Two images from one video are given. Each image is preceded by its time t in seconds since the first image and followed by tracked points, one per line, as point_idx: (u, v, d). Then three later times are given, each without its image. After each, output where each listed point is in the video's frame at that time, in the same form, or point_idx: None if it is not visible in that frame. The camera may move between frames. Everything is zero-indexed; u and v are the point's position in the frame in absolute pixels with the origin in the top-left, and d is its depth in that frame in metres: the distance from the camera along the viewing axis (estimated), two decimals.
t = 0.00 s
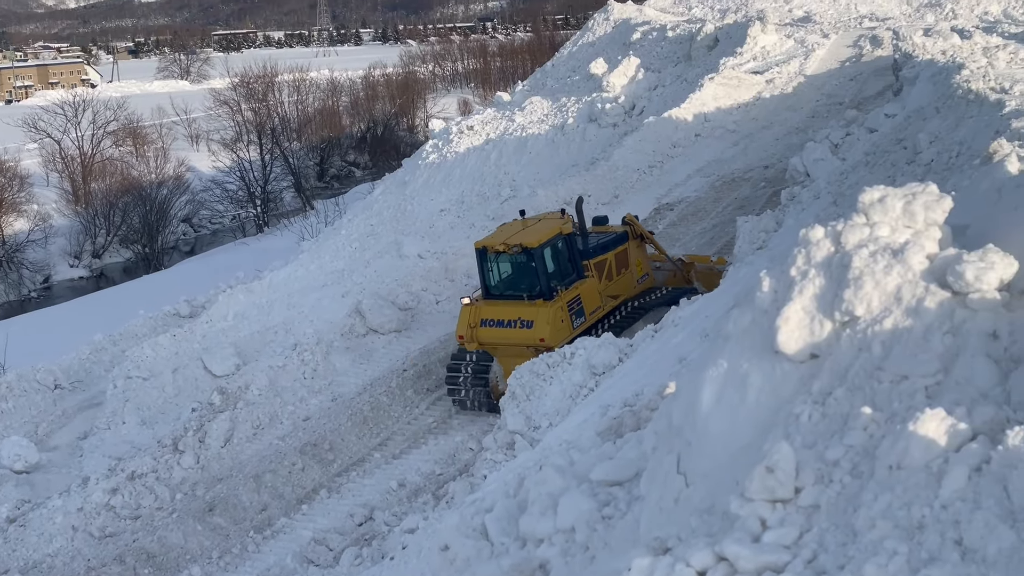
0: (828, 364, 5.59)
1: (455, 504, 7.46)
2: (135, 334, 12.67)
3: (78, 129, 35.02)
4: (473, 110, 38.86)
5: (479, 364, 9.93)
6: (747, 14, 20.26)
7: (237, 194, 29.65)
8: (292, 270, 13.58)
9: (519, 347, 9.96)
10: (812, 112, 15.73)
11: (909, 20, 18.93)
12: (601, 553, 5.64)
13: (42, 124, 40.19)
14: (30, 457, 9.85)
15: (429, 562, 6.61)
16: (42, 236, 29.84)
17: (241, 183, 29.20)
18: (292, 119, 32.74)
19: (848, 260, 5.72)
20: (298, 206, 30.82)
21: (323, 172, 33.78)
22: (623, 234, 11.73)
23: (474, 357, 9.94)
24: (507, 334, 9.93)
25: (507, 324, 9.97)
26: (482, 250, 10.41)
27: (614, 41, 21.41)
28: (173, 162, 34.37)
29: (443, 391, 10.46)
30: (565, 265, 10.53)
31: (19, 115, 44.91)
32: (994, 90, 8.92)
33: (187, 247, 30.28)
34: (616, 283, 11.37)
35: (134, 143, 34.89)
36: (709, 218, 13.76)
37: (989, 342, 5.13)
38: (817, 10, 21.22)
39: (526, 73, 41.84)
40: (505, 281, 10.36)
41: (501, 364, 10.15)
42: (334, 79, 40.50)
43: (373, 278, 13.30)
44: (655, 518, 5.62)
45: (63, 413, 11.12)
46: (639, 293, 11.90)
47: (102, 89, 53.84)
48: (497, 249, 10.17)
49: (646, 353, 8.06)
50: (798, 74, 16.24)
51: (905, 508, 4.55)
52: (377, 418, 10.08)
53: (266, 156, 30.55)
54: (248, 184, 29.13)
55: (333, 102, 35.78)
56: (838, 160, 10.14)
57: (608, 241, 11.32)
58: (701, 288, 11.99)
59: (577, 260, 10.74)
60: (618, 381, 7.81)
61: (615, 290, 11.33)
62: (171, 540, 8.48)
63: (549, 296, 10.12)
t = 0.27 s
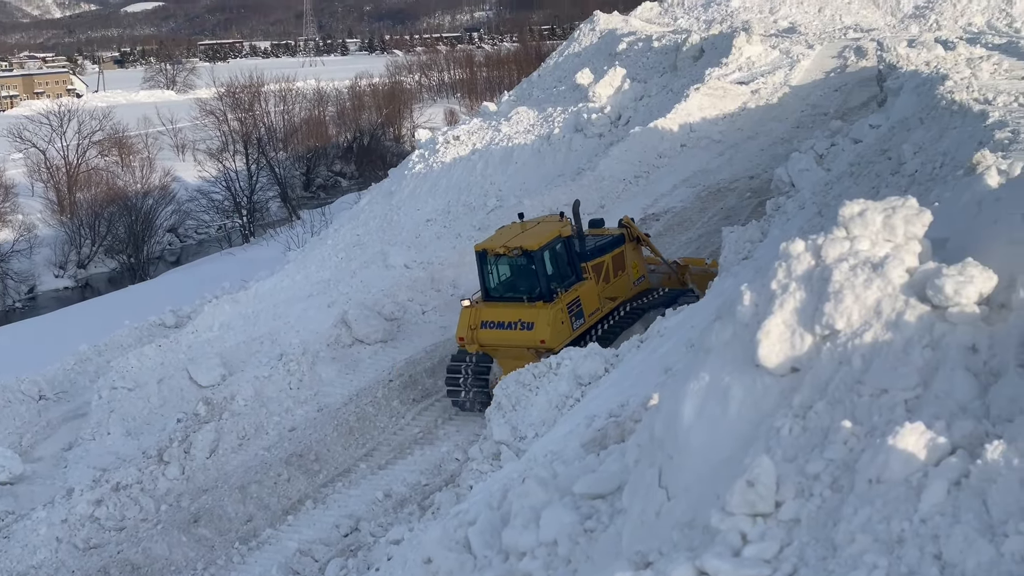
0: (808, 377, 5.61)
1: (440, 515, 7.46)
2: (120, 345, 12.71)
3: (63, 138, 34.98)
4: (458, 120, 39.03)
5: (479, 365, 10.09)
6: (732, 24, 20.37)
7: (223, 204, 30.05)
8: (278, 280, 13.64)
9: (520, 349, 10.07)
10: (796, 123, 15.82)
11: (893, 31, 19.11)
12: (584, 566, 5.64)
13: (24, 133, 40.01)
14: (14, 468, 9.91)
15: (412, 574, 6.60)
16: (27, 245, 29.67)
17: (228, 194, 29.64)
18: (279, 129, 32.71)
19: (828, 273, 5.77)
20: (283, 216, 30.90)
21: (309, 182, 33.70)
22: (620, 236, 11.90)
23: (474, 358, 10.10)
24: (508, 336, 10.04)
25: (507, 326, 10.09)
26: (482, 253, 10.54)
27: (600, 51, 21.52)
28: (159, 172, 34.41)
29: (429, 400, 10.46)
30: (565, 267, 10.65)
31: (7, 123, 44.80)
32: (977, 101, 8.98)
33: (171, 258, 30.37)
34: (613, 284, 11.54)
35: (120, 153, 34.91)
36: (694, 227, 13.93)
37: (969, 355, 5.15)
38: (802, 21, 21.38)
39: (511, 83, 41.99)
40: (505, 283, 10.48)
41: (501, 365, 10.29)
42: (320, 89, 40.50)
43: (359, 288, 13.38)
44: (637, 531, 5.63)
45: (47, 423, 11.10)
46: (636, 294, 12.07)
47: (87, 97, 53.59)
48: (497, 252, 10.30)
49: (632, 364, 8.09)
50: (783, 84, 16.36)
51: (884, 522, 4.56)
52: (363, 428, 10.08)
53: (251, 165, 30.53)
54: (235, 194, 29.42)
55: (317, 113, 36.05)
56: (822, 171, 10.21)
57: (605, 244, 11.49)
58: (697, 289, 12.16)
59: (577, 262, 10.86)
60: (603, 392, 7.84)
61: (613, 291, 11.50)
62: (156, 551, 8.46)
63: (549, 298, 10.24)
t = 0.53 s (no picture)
0: (793, 389, 5.62)
1: (427, 526, 7.43)
2: (107, 355, 12.68)
3: (49, 148, 34.86)
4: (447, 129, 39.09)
5: (480, 365, 10.22)
6: (719, 35, 20.45)
7: (210, 214, 29.88)
8: (265, 290, 13.62)
9: (521, 349, 10.26)
10: (785, 132, 16.11)
11: (879, 43, 19.25)
12: None
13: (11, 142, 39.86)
14: None
15: None
16: (12, 256, 29.53)
17: (215, 204, 29.23)
18: (265, 139, 32.50)
19: (812, 286, 5.77)
20: (270, 226, 30.68)
21: (297, 193, 33.67)
22: (619, 238, 12.08)
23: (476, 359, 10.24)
24: (509, 336, 10.22)
25: (508, 327, 10.26)
26: (484, 254, 10.67)
27: (588, 60, 21.60)
28: (145, 182, 34.31)
29: (418, 410, 10.43)
30: (565, 268, 10.82)
31: None
32: (962, 112, 9.04)
33: (158, 267, 30.18)
34: (612, 286, 11.72)
35: (106, 162, 34.83)
36: (682, 237, 13.94)
37: (952, 367, 5.16)
38: (788, 32, 21.54)
39: (499, 92, 42.05)
40: (506, 284, 10.64)
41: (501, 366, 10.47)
42: (308, 98, 40.47)
43: (347, 298, 13.40)
44: (622, 543, 5.64)
45: (32, 434, 11.04)
46: (633, 296, 12.25)
47: (73, 107, 53.39)
48: (499, 253, 10.44)
49: (619, 374, 8.09)
50: (770, 95, 16.49)
51: (868, 534, 4.57)
52: (350, 438, 10.05)
53: (240, 175, 30.44)
54: (221, 204, 29.08)
55: (305, 123, 36.03)
56: (808, 182, 10.27)
57: (604, 246, 11.66)
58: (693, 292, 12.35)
59: (576, 263, 11.04)
60: (590, 403, 7.85)
61: (611, 293, 11.68)
62: (142, 563, 8.42)
63: (549, 299, 10.42)
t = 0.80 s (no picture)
0: (782, 399, 5.61)
1: (416, 535, 7.40)
2: (95, 364, 12.63)
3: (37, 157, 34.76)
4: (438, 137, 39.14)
5: (482, 364, 10.26)
6: (707, 44, 20.55)
7: (199, 223, 29.83)
8: (254, 299, 13.59)
9: (524, 348, 10.38)
10: (772, 142, 16.08)
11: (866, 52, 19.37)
12: None
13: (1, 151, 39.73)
14: None
15: None
16: None
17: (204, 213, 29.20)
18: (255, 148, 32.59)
19: (800, 295, 5.77)
20: (259, 235, 30.53)
21: (285, 202, 33.73)
22: (617, 239, 12.21)
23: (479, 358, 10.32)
24: (512, 336, 10.34)
25: (511, 326, 10.38)
26: (486, 254, 10.80)
27: (578, 69, 21.66)
28: (134, 191, 34.18)
29: (407, 419, 10.39)
30: (566, 268, 10.95)
31: None
32: (949, 120, 9.08)
33: (147, 276, 30.01)
34: (612, 286, 11.84)
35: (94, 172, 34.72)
36: (671, 246, 13.96)
37: (940, 377, 5.17)
38: (777, 41, 21.66)
39: (488, 101, 42.11)
40: (508, 284, 10.76)
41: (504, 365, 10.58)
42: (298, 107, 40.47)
43: (336, 307, 13.39)
44: (611, 554, 5.63)
45: (20, 445, 10.97)
46: (632, 296, 12.36)
47: (62, 116, 53.19)
48: (502, 253, 10.57)
49: (608, 382, 8.09)
50: (758, 104, 16.59)
51: (857, 544, 4.57)
52: (339, 448, 10.02)
53: (229, 184, 30.40)
54: (210, 214, 29.02)
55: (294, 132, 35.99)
56: (797, 190, 10.31)
57: (603, 247, 11.79)
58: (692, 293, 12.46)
59: (577, 263, 11.18)
60: (579, 412, 7.83)
61: (611, 293, 11.80)
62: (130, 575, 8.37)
63: (551, 299, 10.54)
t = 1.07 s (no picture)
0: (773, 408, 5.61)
1: (407, 545, 7.36)
2: (84, 373, 12.58)
3: (28, 167, 34.66)
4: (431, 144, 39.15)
5: (485, 365, 10.34)
6: (698, 53, 20.61)
7: (190, 231, 29.81)
8: (245, 308, 13.55)
9: (528, 348, 10.36)
10: (763, 150, 16.10)
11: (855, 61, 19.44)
12: None
13: None
14: None
15: None
16: None
17: (194, 221, 29.21)
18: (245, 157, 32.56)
19: (791, 305, 5.76)
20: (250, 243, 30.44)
21: (276, 211, 33.69)
22: (616, 241, 12.25)
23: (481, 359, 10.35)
24: (516, 335, 10.33)
25: (514, 326, 10.37)
26: (488, 255, 10.79)
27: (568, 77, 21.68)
28: (124, 201, 34.08)
29: (398, 428, 10.35)
30: (568, 268, 10.96)
31: None
32: (939, 129, 9.11)
33: (137, 285, 29.93)
34: (612, 287, 11.86)
35: (85, 182, 34.65)
36: (663, 254, 13.96)
37: (931, 386, 5.16)
38: (767, 49, 21.74)
39: (479, 109, 42.13)
40: (511, 285, 10.75)
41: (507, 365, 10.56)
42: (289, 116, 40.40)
43: (327, 316, 13.37)
44: (602, 564, 5.60)
45: (9, 455, 10.91)
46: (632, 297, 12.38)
47: (55, 125, 53.09)
48: (504, 253, 10.57)
49: (600, 391, 8.07)
50: (748, 112, 16.64)
51: (849, 554, 4.55)
52: (329, 457, 9.98)
53: (219, 193, 30.35)
54: (200, 222, 28.95)
55: (285, 141, 35.94)
56: (788, 199, 10.32)
57: (603, 249, 11.82)
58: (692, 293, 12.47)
59: (578, 264, 11.19)
60: (571, 420, 7.82)
61: (611, 294, 11.82)
62: None
63: (554, 298, 10.54)
